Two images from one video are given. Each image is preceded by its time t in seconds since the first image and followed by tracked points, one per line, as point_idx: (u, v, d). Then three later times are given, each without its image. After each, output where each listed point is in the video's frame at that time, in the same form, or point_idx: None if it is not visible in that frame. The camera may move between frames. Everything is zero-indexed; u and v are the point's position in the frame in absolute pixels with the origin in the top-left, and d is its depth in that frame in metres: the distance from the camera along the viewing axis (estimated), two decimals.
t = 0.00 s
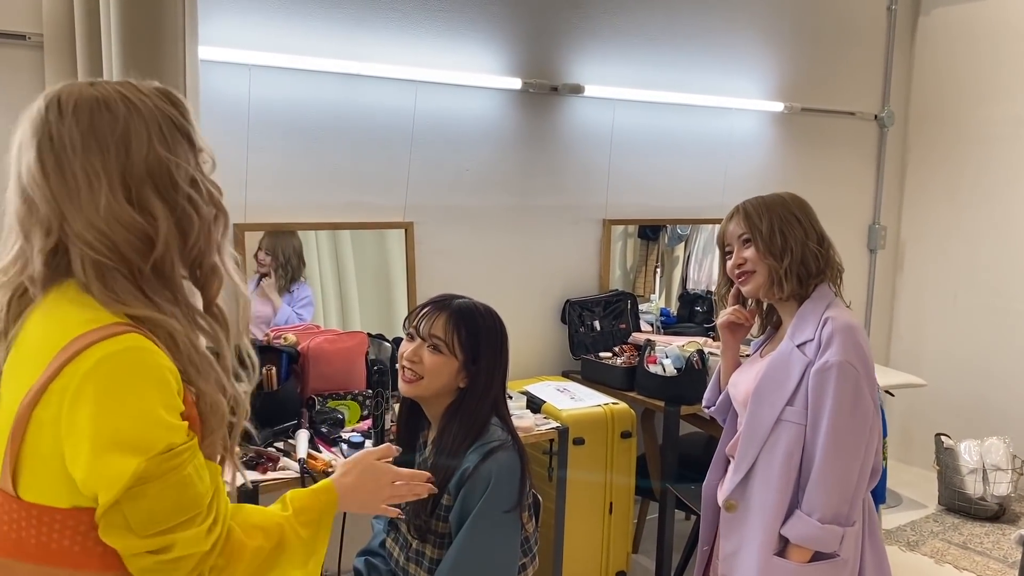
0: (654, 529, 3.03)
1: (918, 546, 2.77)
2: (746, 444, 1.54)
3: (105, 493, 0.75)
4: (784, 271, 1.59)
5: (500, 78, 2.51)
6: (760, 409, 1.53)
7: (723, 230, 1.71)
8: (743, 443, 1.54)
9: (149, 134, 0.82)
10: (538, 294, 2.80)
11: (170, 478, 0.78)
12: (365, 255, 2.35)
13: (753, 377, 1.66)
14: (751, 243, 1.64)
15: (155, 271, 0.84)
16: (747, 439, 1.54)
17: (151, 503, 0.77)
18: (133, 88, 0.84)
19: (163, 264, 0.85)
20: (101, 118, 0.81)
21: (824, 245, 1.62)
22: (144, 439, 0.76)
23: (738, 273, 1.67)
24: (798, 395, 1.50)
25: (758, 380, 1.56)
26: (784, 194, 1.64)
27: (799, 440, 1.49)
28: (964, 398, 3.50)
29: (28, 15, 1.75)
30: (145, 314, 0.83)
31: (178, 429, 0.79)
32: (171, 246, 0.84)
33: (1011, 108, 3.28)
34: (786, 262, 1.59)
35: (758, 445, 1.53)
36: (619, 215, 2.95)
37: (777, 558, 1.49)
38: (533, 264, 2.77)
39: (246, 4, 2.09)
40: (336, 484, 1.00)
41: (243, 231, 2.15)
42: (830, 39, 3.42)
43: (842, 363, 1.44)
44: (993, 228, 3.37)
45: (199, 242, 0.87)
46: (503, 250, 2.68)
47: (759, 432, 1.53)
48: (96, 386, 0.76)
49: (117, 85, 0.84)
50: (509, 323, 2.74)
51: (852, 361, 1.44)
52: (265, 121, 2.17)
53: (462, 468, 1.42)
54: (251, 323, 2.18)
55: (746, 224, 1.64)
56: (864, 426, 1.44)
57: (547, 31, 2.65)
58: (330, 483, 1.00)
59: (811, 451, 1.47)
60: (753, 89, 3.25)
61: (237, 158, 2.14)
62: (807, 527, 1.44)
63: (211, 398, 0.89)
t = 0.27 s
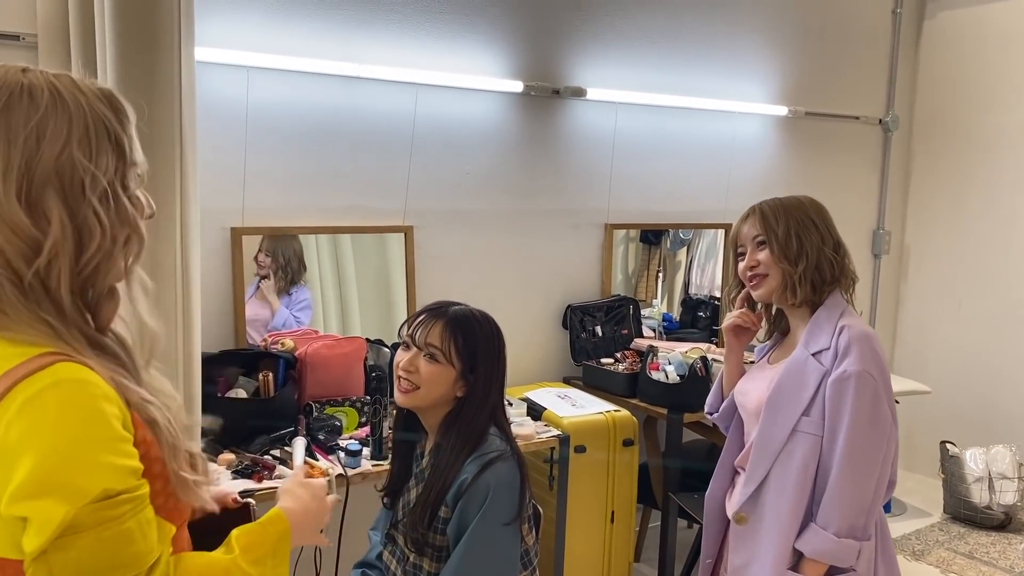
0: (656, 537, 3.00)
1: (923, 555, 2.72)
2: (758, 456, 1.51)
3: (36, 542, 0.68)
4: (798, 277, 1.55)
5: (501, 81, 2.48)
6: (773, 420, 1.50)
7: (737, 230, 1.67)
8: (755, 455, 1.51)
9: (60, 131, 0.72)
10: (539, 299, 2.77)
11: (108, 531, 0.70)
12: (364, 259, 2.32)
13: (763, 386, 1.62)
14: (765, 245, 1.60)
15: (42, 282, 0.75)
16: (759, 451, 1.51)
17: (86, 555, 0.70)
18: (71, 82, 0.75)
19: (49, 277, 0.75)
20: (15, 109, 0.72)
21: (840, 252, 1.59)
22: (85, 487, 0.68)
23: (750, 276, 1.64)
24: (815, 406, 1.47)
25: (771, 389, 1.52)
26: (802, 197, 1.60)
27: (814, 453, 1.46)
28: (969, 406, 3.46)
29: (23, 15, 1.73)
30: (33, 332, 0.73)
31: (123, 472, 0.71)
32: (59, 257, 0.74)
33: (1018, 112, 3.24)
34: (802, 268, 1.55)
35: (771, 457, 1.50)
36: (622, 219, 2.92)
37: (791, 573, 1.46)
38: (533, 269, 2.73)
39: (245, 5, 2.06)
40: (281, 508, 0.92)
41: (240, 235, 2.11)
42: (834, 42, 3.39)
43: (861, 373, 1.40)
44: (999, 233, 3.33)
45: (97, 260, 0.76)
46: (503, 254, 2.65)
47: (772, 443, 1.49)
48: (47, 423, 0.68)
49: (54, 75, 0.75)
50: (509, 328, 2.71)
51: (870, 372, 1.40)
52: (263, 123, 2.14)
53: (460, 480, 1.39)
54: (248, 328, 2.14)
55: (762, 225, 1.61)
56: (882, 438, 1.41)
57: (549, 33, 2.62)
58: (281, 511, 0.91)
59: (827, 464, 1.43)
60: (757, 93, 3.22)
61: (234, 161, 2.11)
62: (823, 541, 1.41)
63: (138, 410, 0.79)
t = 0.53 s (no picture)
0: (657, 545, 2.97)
1: (927, 563, 2.65)
2: (782, 474, 1.46)
3: None
4: (802, 283, 1.53)
5: (501, 84, 2.46)
6: (797, 437, 1.45)
7: (744, 228, 1.64)
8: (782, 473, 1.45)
9: (26, 135, 0.70)
10: (539, 304, 2.75)
11: (45, 564, 0.65)
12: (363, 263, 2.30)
13: (767, 396, 1.57)
14: (772, 246, 1.57)
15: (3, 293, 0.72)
16: (781, 468, 1.46)
17: None
18: (44, 85, 0.73)
19: (11, 288, 0.72)
20: None
21: (848, 258, 1.56)
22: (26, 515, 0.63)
23: (753, 275, 1.61)
24: (839, 422, 1.45)
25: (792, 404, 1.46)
26: (813, 197, 1.57)
27: (840, 469, 1.44)
28: (974, 412, 3.42)
29: (19, 17, 1.72)
30: None
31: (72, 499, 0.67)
32: (22, 266, 0.71)
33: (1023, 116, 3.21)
34: (807, 273, 1.52)
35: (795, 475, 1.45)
36: (623, 223, 2.90)
37: None
38: (534, 273, 2.71)
39: (243, 7, 2.05)
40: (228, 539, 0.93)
41: (238, 239, 2.09)
42: (838, 45, 3.37)
43: (889, 387, 1.39)
44: (1004, 238, 3.30)
45: (65, 270, 0.74)
46: (504, 259, 2.63)
47: (798, 462, 1.45)
48: None
49: (24, 76, 0.72)
50: (509, 333, 2.69)
51: (896, 385, 1.40)
52: (262, 126, 2.12)
53: (456, 487, 1.37)
54: (245, 333, 2.12)
55: (770, 225, 1.58)
56: (907, 452, 1.41)
57: (549, 36, 2.60)
58: (227, 542, 0.92)
59: (856, 481, 1.42)
60: (760, 97, 3.20)
61: (232, 164, 2.09)
62: (857, 558, 1.40)
63: (100, 432, 0.77)
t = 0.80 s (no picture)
0: (659, 547, 2.96)
1: (928, 566, 2.50)
2: (793, 492, 1.40)
3: None
4: (798, 287, 1.47)
5: (504, 86, 2.46)
6: (807, 453, 1.40)
7: (741, 226, 1.57)
8: (794, 491, 1.40)
9: (21, 134, 0.70)
10: (542, 306, 2.75)
11: (34, 566, 0.64)
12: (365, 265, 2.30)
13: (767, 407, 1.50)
14: (768, 246, 1.51)
15: None
16: (793, 487, 1.40)
17: None
18: (40, 83, 0.73)
19: (6, 286, 0.72)
20: None
21: (849, 262, 1.49)
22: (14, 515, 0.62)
23: (748, 276, 1.56)
24: (850, 437, 1.41)
25: (801, 418, 1.41)
26: (815, 195, 1.50)
27: (851, 486, 1.40)
28: (976, 414, 3.41)
29: (24, 18, 1.72)
30: None
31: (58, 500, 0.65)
32: (18, 266, 0.71)
33: None
34: (803, 278, 1.46)
35: (808, 493, 1.40)
36: (625, 225, 2.90)
37: None
38: (536, 275, 2.72)
39: (247, 9, 2.06)
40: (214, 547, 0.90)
41: (241, 240, 2.09)
42: (840, 48, 3.37)
43: (901, 401, 1.36)
44: (1006, 240, 3.29)
45: (60, 270, 0.74)
46: (506, 260, 2.64)
47: (810, 479, 1.39)
48: None
49: (20, 73, 0.72)
50: (512, 335, 2.69)
51: (907, 398, 1.37)
52: (265, 128, 2.13)
53: (465, 486, 1.37)
54: (248, 334, 2.12)
55: (769, 225, 1.51)
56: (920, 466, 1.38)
57: (552, 38, 2.61)
58: (210, 550, 0.89)
59: (869, 499, 1.38)
60: (762, 99, 3.20)
61: (235, 166, 2.10)
62: None
63: (93, 434, 0.75)
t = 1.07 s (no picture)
0: (665, 546, 2.98)
1: (934, 566, 2.53)
2: (788, 506, 1.36)
3: None
4: (791, 293, 1.41)
5: (511, 89, 2.49)
6: (805, 467, 1.35)
7: (744, 226, 1.52)
8: (789, 507, 1.35)
9: (56, 138, 0.72)
10: (549, 307, 2.77)
11: (67, 554, 0.67)
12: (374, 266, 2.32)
13: (764, 417, 1.45)
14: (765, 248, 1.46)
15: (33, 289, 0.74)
16: (788, 503, 1.36)
17: None
18: (73, 89, 0.75)
19: (40, 283, 0.74)
20: (13, 112, 0.72)
21: (852, 264, 1.40)
22: (48, 505, 0.64)
23: (748, 279, 1.51)
24: (851, 453, 1.35)
25: (798, 430, 1.36)
26: (815, 193, 1.41)
27: (850, 504, 1.34)
28: (981, 415, 3.42)
29: (38, 22, 1.74)
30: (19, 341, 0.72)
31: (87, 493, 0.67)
32: (53, 265, 0.74)
33: None
34: (796, 283, 1.40)
35: (803, 510, 1.35)
36: (631, 226, 2.92)
37: None
38: (542, 276, 2.73)
39: (258, 13, 2.08)
40: (230, 549, 0.91)
41: (252, 241, 2.12)
42: (844, 50, 3.38)
43: (903, 420, 1.29)
44: (1011, 241, 3.30)
45: (91, 268, 0.76)
46: (512, 261, 2.65)
47: (806, 496, 1.34)
48: (22, 434, 0.64)
49: (54, 79, 0.75)
50: (519, 335, 2.71)
51: (910, 417, 1.30)
52: (275, 131, 2.15)
53: (494, 475, 1.42)
54: (259, 333, 2.15)
55: (765, 226, 1.45)
56: (921, 485, 1.32)
57: (559, 41, 2.63)
58: (225, 552, 0.90)
59: (867, 518, 1.32)
60: (767, 101, 3.22)
61: (246, 167, 2.12)
62: None
63: (121, 428, 0.77)
